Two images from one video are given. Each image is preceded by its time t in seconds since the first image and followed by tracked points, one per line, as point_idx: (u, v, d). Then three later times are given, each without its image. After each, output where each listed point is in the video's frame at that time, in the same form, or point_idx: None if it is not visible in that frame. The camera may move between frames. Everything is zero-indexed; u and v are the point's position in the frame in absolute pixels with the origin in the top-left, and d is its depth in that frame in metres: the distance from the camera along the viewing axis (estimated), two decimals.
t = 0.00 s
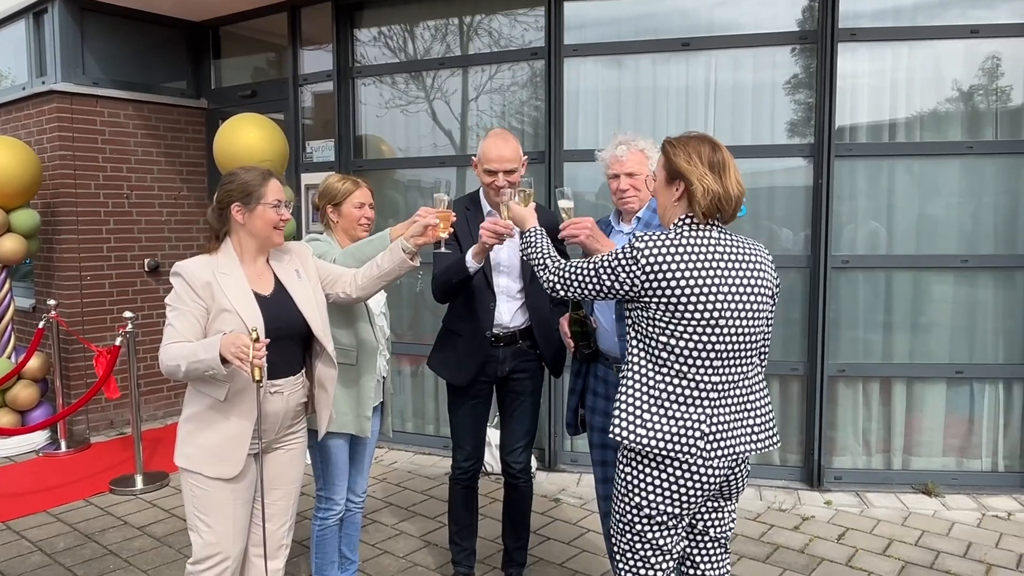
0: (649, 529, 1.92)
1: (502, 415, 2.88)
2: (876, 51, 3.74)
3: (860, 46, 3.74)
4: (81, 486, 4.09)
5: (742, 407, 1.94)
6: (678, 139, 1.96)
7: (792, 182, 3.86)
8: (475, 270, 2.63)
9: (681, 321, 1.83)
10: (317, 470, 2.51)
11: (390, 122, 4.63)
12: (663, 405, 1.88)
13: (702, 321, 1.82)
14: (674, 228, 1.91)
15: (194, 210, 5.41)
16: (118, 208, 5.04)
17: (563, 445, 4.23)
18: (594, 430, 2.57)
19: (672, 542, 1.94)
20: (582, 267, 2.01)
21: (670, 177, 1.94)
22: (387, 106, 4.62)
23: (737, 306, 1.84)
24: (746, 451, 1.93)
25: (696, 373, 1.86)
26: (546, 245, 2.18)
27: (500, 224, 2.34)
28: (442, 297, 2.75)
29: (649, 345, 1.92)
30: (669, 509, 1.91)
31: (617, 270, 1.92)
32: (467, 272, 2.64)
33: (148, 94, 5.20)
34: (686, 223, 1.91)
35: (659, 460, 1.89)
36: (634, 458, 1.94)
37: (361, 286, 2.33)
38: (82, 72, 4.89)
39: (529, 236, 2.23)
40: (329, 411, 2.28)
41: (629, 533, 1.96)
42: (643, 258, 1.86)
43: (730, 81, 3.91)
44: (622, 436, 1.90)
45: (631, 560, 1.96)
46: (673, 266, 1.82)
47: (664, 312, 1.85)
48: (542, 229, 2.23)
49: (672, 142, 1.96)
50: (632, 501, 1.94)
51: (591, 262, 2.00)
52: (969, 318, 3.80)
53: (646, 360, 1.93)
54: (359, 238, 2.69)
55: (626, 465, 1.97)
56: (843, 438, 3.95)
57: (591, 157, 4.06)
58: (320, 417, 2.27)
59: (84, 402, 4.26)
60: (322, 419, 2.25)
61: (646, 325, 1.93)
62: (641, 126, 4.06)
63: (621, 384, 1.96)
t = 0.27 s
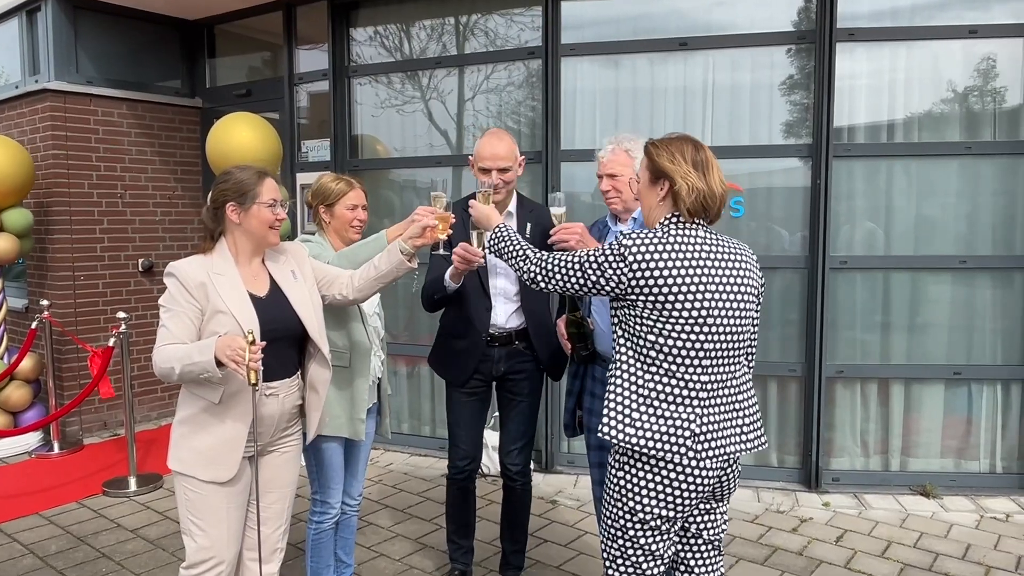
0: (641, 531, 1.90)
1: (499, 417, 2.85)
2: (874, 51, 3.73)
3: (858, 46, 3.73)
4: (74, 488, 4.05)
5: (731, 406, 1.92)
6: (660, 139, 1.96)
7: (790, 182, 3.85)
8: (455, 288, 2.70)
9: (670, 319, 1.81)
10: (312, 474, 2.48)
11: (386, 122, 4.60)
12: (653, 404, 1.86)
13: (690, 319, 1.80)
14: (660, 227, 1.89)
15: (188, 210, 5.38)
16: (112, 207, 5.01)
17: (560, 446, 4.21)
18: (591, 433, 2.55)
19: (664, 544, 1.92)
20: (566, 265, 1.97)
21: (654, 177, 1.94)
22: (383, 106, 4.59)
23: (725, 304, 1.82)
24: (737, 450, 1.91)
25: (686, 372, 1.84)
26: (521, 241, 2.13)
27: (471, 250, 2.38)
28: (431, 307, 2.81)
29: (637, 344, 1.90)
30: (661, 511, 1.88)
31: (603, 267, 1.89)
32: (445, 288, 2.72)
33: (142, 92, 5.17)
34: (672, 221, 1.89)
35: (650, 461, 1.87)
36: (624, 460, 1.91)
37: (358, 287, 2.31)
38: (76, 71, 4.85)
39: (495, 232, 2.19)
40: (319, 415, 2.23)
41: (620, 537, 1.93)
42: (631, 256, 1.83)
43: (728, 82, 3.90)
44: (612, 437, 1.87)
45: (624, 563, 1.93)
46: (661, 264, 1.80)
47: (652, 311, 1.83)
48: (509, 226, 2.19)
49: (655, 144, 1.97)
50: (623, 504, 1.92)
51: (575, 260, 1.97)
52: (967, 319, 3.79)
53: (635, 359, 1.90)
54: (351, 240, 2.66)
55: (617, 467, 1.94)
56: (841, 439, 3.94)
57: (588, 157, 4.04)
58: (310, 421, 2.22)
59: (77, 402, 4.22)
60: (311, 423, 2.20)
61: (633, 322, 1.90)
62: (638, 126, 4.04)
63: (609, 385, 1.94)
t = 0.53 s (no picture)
0: (631, 541, 1.84)
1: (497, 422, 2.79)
2: (877, 51, 3.68)
3: (862, 46, 3.68)
4: (64, 493, 3.97)
5: (721, 410, 1.86)
6: (643, 139, 1.90)
7: (793, 183, 3.80)
8: (443, 291, 2.69)
9: (653, 322, 1.76)
10: (306, 480, 2.42)
11: (383, 122, 4.54)
12: (638, 410, 1.80)
13: (674, 322, 1.74)
14: (643, 228, 1.83)
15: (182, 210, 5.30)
16: (103, 207, 4.93)
17: (558, 450, 4.15)
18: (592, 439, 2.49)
19: (656, 555, 1.85)
20: (548, 268, 1.91)
21: (637, 178, 1.87)
22: (379, 106, 4.53)
23: (711, 305, 1.76)
24: (729, 457, 1.84)
25: (671, 376, 1.78)
26: (506, 246, 2.06)
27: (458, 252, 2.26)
28: (421, 311, 2.79)
29: (622, 348, 1.84)
30: (650, 520, 1.82)
31: (586, 269, 1.83)
32: (433, 290, 2.71)
33: (135, 91, 5.09)
34: (657, 222, 1.82)
35: (637, 468, 1.81)
36: (612, 468, 1.85)
37: (353, 292, 2.25)
38: (67, 69, 4.78)
39: (481, 236, 2.11)
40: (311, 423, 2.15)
41: (610, 547, 1.87)
42: (612, 257, 1.78)
43: (730, 81, 3.84)
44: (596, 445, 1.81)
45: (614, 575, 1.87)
46: (643, 265, 1.74)
47: (635, 314, 1.77)
48: (494, 231, 2.11)
49: (638, 143, 1.90)
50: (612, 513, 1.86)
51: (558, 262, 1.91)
52: (971, 321, 3.75)
53: (620, 364, 1.84)
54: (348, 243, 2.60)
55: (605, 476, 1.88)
56: (844, 443, 3.89)
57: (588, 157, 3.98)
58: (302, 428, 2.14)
59: (67, 406, 4.14)
60: (303, 431, 2.12)
61: (617, 326, 1.85)
62: (638, 126, 3.98)
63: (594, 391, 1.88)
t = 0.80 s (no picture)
0: (633, 561, 1.74)
1: (499, 430, 2.69)
2: (886, 50, 3.60)
3: (872, 44, 3.60)
4: (53, 501, 3.87)
5: (727, 421, 1.75)
6: (639, 136, 1.79)
7: (801, 185, 3.71)
8: (439, 294, 2.58)
9: (652, 329, 1.66)
10: (300, 490, 2.33)
11: (381, 122, 4.44)
12: (638, 422, 1.70)
13: (674, 328, 1.65)
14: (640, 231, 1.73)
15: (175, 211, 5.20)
16: (95, 207, 4.83)
17: (560, 457, 4.05)
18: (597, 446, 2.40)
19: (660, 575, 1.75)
20: (543, 275, 1.82)
21: (633, 177, 1.77)
22: (377, 106, 4.43)
23: (713, 310, 1.67)
24: (737, 470, 1.73)
25: (672, 386, 1.68)
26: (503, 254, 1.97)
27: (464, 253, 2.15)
28: (414, 317, 2.69)
29: (620, 357, 1.75)
30: (653, 538, 1.72)
31: (581, 274, 1.74)
32: (429, 293, 2.61)
33: (128, 90, 4.99)
34: (655, 224, 1.72)
35: (638, 484, 1.71)
36: (612, 484, 1.76)
37: (350, 297, 2.16)
38: (58, 66, 4.67)
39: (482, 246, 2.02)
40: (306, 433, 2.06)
41: (612, 567, 1.78)
42: (607, 261, 1.69)
43: (736, 81, 3.76)
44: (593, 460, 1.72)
45: None
46: (640, 268, 1.65)
47: (633, 320, 1.68)
48: (494, 239, 2.02)
49: (634, 140, 1.79)
50: (613, 531, 1.76)
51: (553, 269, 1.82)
52: (983, 326, 3.66)
53: (619, 373, 1.75)
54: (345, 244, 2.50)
55: (607, 492, 1.79)
56: (853, 451, 3.80)
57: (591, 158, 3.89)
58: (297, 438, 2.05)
59: (57, 411, 4.02)
60: (296, 442, 2.04)
61: (615, 333, 1.76)
62: (641, 126, 3.89)
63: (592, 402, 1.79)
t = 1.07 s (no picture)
0: None
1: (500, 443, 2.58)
2: (900, 50, 3.50)
3: (885, 44, 3.50)
4: (40, 512, 3.75)
5: (745, 441, 1.63)
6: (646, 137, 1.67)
7: (811, 188, 3.61)
8: (439, 300, 2.46)
9: (663, 345, 1.55)
10: (292, 507, 2.23)
11: (380, 123, 4.33)
12: (648, 445, 1.59)
13: (686, 345, 1.54)
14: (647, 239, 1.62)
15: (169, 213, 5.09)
16: (86, 209, 4.72)
17: (563, 467, 3.94)
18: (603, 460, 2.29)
19: None
20: (546, 287, 1.71)
21: (640, 181, 1.65)
22: (375, 108, 4.33)
23: (728, 324, 1.55)
24: (756, 495, 1.62)
25: (684, 406, 1.57)
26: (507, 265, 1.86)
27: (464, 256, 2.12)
28: (409, 325, 2.56)
29: (629, 374, 1.63)
30: (666, 568, 1.62)
31: (587, 286, 1.63)
32: (427, 299, 2.48)
33: (121, 89, 4.88)
34: (663, 231, 1.61)
35: (649, 510, 1.61)
36: (622, 509, 1.65)
37: (338, 313, 2.05)
38: (49, 65, 4.55)
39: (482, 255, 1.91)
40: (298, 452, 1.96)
41: None
42: (614, 272, 1.57)
43: (745, 81, 3.65)
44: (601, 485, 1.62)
45: None
46: (649, 281, 1.54)
47: (642, 336, 1.57)
48: (497, 248, 1.92)
49: (640, 142, 1.68)
50: (623, 559, 1.66)
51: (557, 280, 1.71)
52: (1000, 333, 3.55)
53: (628, 392, 1.64)
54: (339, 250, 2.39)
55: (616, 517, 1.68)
56: (864, 461, 3.69)
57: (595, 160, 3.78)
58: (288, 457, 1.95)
59: (45, 419, 3.90)
60: (288, 462, 1.94)
61: (623, 349, 1.65)
62: (647, 127, 3.79)
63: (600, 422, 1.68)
